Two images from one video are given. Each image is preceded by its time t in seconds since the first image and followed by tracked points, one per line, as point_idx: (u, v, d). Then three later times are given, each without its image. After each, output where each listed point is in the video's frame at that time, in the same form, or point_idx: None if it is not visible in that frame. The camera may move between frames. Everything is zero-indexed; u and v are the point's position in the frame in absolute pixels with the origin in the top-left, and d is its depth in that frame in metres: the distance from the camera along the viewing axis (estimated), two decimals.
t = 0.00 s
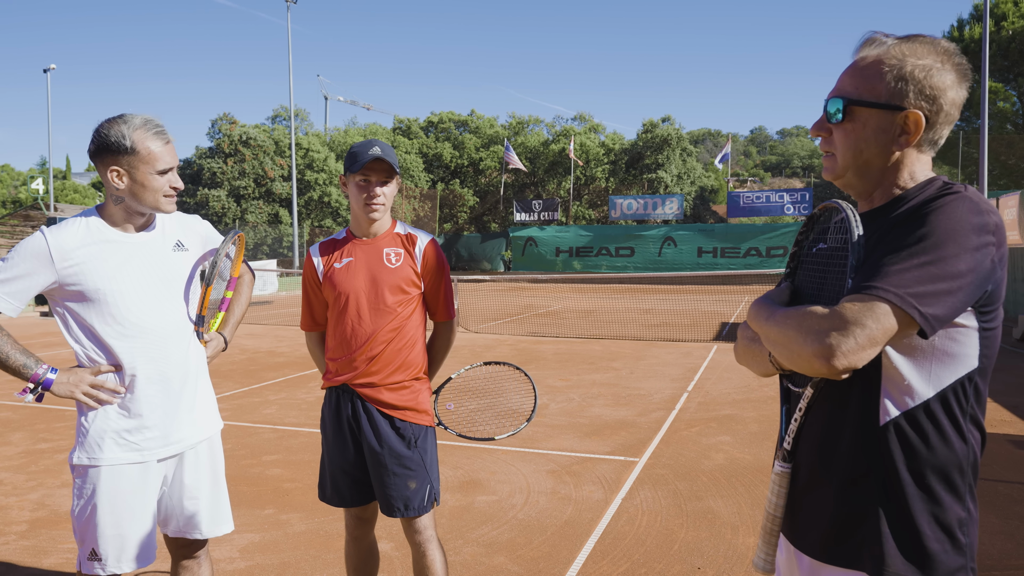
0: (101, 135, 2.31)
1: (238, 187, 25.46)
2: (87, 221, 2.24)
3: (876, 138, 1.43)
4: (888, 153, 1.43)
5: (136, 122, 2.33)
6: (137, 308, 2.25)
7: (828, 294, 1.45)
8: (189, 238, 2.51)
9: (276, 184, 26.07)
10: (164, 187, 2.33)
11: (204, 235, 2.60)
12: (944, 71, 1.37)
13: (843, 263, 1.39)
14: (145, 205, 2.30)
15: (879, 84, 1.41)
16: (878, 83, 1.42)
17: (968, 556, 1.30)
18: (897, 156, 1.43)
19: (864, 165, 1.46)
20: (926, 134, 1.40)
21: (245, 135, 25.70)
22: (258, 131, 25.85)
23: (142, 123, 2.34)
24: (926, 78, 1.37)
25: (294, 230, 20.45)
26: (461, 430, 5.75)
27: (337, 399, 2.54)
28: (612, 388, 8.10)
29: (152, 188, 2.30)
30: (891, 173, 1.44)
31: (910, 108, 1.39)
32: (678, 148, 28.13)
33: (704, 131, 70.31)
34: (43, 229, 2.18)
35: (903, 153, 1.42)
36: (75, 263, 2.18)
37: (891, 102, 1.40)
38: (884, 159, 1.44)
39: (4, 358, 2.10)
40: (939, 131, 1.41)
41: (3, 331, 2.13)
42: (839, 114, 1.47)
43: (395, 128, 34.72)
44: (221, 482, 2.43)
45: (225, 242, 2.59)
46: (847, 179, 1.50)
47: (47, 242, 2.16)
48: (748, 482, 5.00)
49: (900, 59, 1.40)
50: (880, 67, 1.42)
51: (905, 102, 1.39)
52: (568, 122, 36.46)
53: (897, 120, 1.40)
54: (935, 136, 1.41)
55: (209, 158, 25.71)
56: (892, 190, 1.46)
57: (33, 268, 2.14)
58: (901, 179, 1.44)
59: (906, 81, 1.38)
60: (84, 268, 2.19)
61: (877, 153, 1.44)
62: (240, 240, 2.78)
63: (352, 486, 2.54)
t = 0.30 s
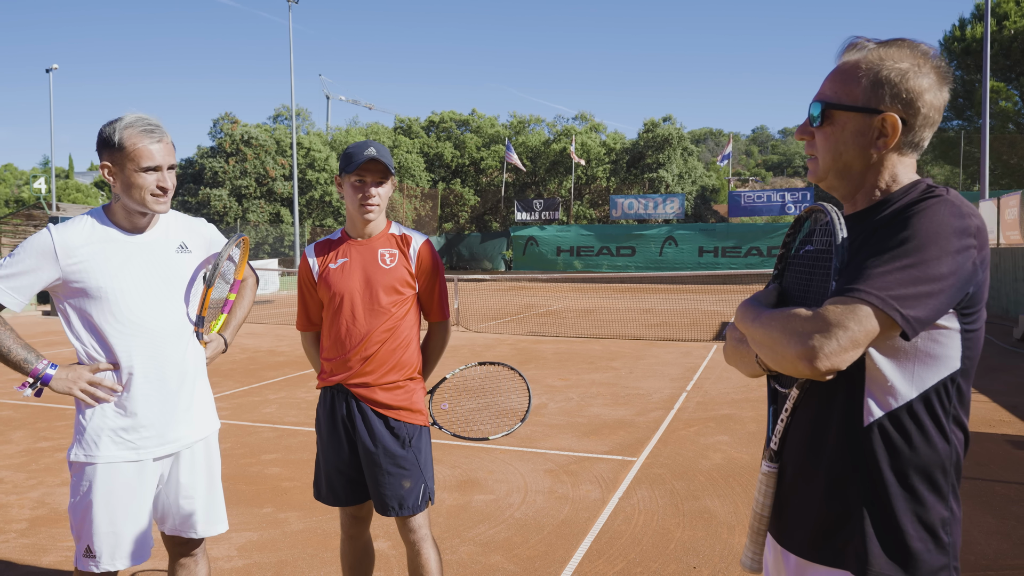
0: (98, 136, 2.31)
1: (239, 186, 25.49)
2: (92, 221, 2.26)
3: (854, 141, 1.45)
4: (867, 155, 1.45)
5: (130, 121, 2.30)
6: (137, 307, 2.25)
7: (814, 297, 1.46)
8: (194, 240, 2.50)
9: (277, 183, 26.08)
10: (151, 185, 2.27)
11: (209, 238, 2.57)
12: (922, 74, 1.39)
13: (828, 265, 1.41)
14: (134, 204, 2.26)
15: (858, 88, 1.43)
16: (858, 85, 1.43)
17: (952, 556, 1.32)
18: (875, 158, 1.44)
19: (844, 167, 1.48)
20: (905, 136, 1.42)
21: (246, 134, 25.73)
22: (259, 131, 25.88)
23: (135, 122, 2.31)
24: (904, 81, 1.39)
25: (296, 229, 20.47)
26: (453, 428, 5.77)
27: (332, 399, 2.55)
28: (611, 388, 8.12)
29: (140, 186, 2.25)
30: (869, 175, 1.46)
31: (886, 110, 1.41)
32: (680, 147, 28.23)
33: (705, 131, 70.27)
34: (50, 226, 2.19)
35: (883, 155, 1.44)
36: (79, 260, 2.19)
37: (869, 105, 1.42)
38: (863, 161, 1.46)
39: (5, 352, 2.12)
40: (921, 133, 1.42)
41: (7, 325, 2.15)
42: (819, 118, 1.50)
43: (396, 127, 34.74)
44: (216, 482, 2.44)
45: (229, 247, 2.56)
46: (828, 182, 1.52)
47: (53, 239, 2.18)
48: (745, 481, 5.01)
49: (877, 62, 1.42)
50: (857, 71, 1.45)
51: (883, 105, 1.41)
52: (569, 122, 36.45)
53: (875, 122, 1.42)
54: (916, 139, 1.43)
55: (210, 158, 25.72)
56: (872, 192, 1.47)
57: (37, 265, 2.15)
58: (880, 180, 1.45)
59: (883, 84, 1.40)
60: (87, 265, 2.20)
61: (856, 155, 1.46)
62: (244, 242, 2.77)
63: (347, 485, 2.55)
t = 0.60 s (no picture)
0: (108, 138, 2.34)
1: (250, 190, 25.66)
2: (100, 224, 2.28)
3: (861, 142, 1.45)
4: (874, 157, 1.45)
5: (138, 124, 2.32)
6: (144, 309, 2.28)
7: (814, 300, 1.47)
8: (201, 243, 2.52)
9: (288, 187, 26.21)
10: (158, 188, 2.29)
11: (216, 241, 2.59)
12: (928, 77, 1.40)
13: (829, 269, 1.41)
14: (140, 206, 2.29)
15: (866, 88, 1.43)
16: (866, 86, 1.43)
17: (954, 561, 1.31)
18: (882, 159, 1.44)
19: (850, 168, 1.47)
20: (910, 137, 1.42)
21: (257, 139, 25.90)
22: (270, 135, 26.04)
23: (144, 124, 2.34)
24: (911, 83, 1.40)
25: (306, 233, 20.55)
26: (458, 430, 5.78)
27: (336, 400, 2.57)
28: (620, 392, 8.10)
29: (146, 188, 2.27)
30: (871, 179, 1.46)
31: (894, 112, 1.41)
32: (690, 150, 28.28)
33: (716, 134, 70.07)
34: (60, 229, 2.22)
35: (888, 157, 1.44)
36: (88, 262, 2.22)
37: (876, 106, 1.42)
38: (869, 163, 1.46)
39: (14, 352, 2.14)
40: (924, 136, 1.43)
41: (15, 326, 2.17)
42: (824, 118, 1.49)
43: (406, 131, 34.84)
44: (222, 483, 2.46)
45: (235, 249, 2.58)
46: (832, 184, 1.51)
47: (62, 241, 2.20)
48: (754, 486, 4.97)
49: (885, 63, 1.42)
50: (863, 71, 1.44)
51: (890, 106, 1.41)
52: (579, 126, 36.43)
53: (882, 124, 1.42)
54: (920, 141, 1.43)
55: (222, 162, 25.87)
56: (875, 194, 1.47)
57: (47, 267, 2.17)
58: (884, 184, 1.46)
59: (891, 85, 1.41)
60: (96, 267, 2.22)
61: (863, 156, 1.45)
62: (251, 245, 2.79)
63: (351, 487, 2.56)
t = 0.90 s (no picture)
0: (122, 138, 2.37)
1: (270, 191, 25.90)
2: (115, 221, 2.32)
3: (894, 141, 1.42)
4: (904, 155, 1.43)
5: (151, 123, 2.35)
6: (158, 306, 2.30)
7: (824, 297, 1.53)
8: (214, 240, 2.55)
9: (308, 188, 26.41)
10: (170, 186, 2.32)
11: (229, 239, 2.61)
12: (952, 76, 1.41)
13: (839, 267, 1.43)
14: (154, 203, 2.31)
15: (897, 85, 1.40)
16: (896, 83, 1.41)
17: (967, 562, 1.30)
18: (909, 157, 1.43)
19: (877, 168, 1.45)
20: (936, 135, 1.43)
21: (277, 140, 26.16)
22: (290, 137, 26.28)
23: (157, 123, 2.36)
24: (940, 82, 1.40)
25: (325, 234, 20.70)
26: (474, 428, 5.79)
27: (347, 399, 2.58)
28: (637, 392, 8.06)
29: (159, 186, 2.30)
30: (897, 177, 1.44)
31: (925, 109, 1.40)
32: (709, 150, 28.21)
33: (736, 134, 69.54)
34: (75, 226, 2.26)
35: (914, 154, 1.43)
36: (103, 260, 2.25)
37: (909, 104, 1.40)
38: (898, 162, 1.44)
39: (30, 348, 2.18)
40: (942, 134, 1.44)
41: (32, 322, 2.21)
42: (853, 118, 1.44)
43: (425, 133, 34.97)
44: (235, 480, 2.48)
45: (248, 247, 2.60)
46: (858, 182, 1.48)
47: (77, 238, 2.23)
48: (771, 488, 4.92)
49: (915, 59, 1.40)
50: (890, 68, 1.42)
51: (922, 104, 1.39)
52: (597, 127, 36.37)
53: (915, 121, 1.40)
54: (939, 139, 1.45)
55: (243, 163, 26.13)
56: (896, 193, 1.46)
57: (63, 263, 2.21)
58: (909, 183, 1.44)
59: (923, 83, 1.39)
60: (110, 264, 2.25)
61: (894, 155, 1.43)
62: (265, 244, 2.81)
63: (362, 484, 2.57)
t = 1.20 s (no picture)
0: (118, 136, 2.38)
1: (274, 191, 25.90)
2: (111, 219, 2.32)
3: (886, 140, 1.41)
4: (895, 155, 1.42)
5: (148, 122, 2.36)
6: (154, 305, 2.30)
7: (818, 295, 1.53)
8: (211, 239, 2.55)
9: (311, 188, 26.42)
10: (164, 183, 2.32)
11: (226, 238, 2.61)
12: (943, 72, 1.40)
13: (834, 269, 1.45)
14: (149, 202, 2.32)
15: (886, 85, 1.40)
16: (884, 82, 1.40)
17: (960, 561, 1.33)
18: (900, 156, 1.42)
19: (869, 167, 1.44)
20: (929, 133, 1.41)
21: (281, 140, 26.18)
22: (293, 136, 26.29)
23: (153, 122, 2.37)
24: (931, 80, 1.39)
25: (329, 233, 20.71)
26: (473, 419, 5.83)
27: (346, 398, 2.58)
28: (638, 392, 8.05)
29: (153, 184, 2.31)
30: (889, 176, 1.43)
31: (918, 108, 1.39)
32: (713, 150, 28.31)
33: (741, 134, 69.44)
34: (71, 224, 2.26)
35: (907, 153, 1.42)
36: (99, 258, 2.25)
37: (900, 103, 1.39)
38: (888, 161, 1.43)
39: (26, 347, 2.19)
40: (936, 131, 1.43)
41: (27, 320, 2.21)
42: (844, 118, 1.43)
43: (428, 132, 34.93)
44: (231, 479, 2.48)
45: (244, 247, 2.60)
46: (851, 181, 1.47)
47: (73, 236, 2.23)
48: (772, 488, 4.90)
49: (906, 58, 1.40)
50: (880, 68, 1.41)
51: (912, 102, 1.38)
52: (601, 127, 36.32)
53: (907, 120, 1.39)
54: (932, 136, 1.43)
55: (247, 163, 26.16)
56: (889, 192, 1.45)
57: (58, 262, 2.21)
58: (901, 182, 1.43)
59: (913, 81, 1.38)
60: (105, 262, 2.25)
61: (884, 155, 1.42)
62: (262, 242, 2.81)
63: (361, 481, 2.57)
